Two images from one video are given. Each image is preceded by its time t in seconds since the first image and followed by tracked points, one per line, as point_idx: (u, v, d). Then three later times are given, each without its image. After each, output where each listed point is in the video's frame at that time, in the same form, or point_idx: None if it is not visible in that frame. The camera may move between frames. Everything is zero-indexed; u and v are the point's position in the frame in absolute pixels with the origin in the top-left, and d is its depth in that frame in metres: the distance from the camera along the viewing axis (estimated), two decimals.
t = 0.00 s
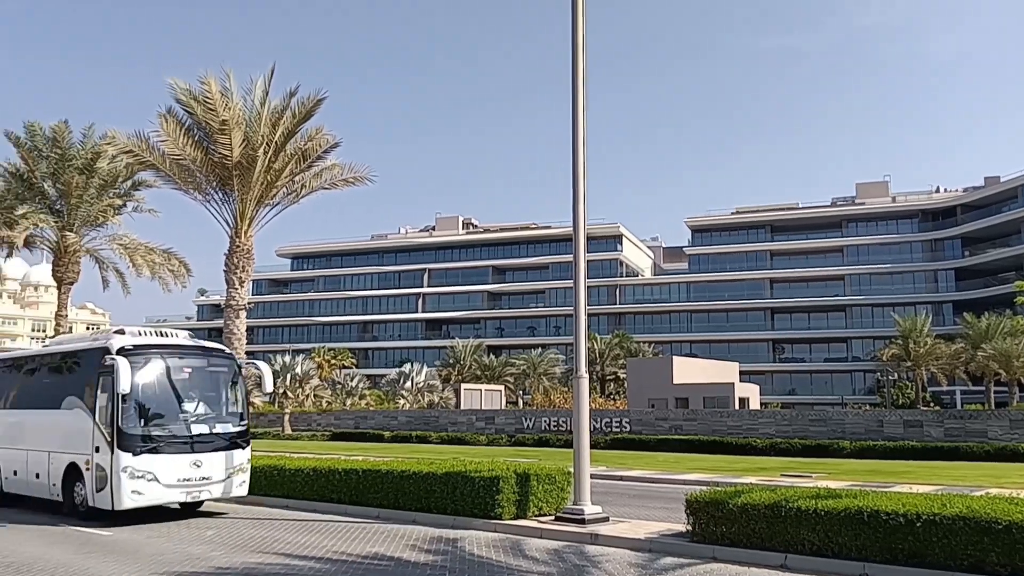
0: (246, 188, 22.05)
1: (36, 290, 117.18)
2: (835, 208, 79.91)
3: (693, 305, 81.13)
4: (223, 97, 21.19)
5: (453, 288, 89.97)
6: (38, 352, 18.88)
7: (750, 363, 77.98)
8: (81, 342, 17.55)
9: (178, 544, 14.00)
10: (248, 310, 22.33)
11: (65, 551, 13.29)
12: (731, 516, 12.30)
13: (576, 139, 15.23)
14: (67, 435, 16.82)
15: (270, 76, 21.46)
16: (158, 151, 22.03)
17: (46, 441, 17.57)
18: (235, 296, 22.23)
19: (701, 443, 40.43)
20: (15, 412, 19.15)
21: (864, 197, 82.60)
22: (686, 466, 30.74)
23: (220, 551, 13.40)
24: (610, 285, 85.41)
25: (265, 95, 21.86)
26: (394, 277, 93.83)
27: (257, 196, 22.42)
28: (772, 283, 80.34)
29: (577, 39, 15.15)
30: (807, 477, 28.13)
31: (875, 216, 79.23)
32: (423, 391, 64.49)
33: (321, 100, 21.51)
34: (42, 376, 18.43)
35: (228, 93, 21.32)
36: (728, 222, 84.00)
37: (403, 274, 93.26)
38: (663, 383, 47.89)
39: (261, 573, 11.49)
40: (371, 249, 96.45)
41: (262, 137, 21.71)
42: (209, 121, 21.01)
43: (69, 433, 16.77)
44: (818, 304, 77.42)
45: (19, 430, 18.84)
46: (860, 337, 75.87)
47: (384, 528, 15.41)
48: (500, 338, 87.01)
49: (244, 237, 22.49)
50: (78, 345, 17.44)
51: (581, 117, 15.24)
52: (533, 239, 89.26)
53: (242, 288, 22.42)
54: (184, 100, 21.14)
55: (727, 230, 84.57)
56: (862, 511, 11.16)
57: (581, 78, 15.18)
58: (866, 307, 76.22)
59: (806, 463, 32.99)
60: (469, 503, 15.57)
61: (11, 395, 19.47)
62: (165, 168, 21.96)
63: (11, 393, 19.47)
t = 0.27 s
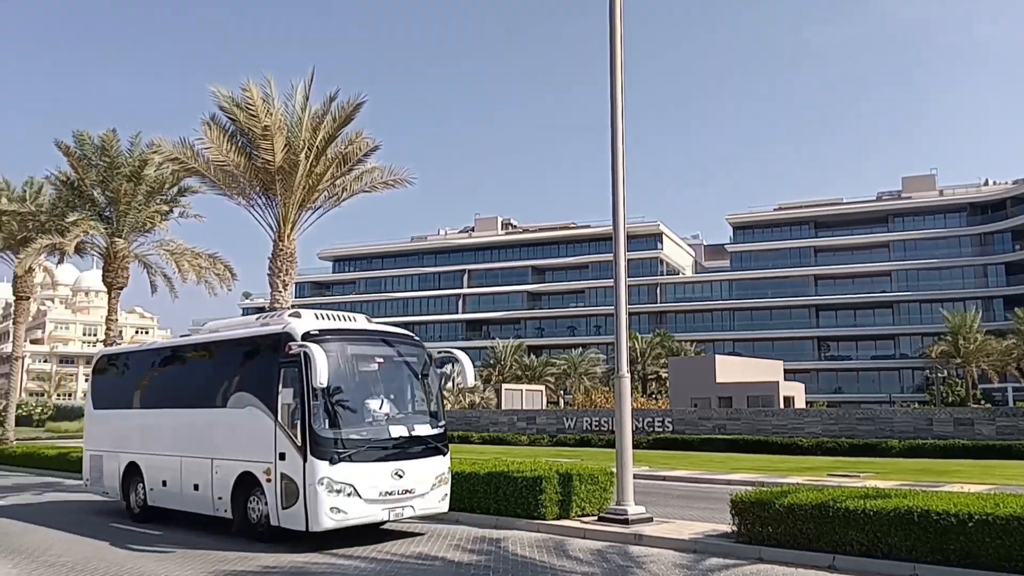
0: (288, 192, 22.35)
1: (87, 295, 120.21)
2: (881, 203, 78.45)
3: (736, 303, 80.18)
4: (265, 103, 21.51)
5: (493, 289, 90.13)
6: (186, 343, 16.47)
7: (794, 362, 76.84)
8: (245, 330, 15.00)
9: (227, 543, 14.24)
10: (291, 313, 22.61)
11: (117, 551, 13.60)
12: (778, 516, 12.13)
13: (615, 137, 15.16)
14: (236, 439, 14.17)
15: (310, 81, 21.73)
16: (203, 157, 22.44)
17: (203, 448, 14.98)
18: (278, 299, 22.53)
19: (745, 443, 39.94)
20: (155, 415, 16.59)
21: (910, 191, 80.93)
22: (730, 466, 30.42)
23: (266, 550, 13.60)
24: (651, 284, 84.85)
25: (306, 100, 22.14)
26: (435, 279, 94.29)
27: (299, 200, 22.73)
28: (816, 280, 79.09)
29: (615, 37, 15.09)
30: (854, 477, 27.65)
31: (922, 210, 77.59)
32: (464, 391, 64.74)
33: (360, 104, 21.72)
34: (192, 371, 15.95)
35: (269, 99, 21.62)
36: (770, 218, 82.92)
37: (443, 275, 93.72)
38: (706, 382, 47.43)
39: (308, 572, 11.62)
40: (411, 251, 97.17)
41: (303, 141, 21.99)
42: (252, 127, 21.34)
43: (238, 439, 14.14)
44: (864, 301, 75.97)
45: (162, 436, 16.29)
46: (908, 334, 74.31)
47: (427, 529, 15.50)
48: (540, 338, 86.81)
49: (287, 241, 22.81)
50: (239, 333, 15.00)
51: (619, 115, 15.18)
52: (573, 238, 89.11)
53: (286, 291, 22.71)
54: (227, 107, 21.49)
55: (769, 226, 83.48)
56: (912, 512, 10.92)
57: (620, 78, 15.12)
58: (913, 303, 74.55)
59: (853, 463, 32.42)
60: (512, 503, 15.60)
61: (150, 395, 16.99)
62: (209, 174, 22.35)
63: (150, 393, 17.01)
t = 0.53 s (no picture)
0: (331, 196, 22.65)
1: (138, 300, 123.36)
2: (929, 196, 76.75)
3: (780, 300, 79.00)
4: (308, 109, 21.82)
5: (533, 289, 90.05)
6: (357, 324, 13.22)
7: (841, 360, 75.44)
8: (462, 308, 11.52)
9: (276, 542, 14.45)
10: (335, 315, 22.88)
11: (170, 550, 13.89)
12: (826, 517, 11.92)
13: (655, 136, 15.04)
14: (463, 449, 10.85)
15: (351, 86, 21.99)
16: (248, 163, 22.85)
17: (413, 458, 11.59)
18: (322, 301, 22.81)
19: (792, 443, 39.34)
20: (332, 416, 13.20)
21: (960, 183, 79.04)
22: (777, 466, 29.99)
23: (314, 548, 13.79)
24: (693, 282, 84.06)
25: (347, 105, 22.41)
26: (476, 279, 94.64)
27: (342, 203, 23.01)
28: (863, 276, 77.61)
29: (654, 36, 15.02)
30: (905, 477, 27.04)
31: (972, 203, 75.70)
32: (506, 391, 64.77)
33: (400, 107, 21.90)
34: (384, 362, 12.49)
35: (312, 105, 21.93)
36: (815, 214, 81.62)
37: (483, 276, 94.00)
38: (751, 381, 46.80)
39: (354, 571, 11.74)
40: (452, 252, 97.78)
41: (345, 145, 22.26)
42: (296, 133, 21.67)
43: (469, 449, 10.75)
44: (913, 297, 74.29)
45: (348, 441, 12.83)
46: (959, 330, 72.49)
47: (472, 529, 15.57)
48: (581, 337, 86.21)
49: (330, 244, 23.11)
50: (453, 310, 11.63)
51: (660, 114, 15.05)
52: (613, 237, 88.74)
53: (329, 294, 22.97)
54: (270, 113, 21.85)
55: (813, 222, 82.19)
56: (966, 512, 10.65)
57: (660, 77, 15.02)
58: (964, 297, 72.68)
59: (905, 462, 31.71)
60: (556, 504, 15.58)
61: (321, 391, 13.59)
62: (255, 179, 22.74)
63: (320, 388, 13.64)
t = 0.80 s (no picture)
0: (374, 198, 22.86)
1: (188, 303, 126.06)
2: (981, 188, 74.85)
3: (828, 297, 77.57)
4: (350, 112, 22.00)
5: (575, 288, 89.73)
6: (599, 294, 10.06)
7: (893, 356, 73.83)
8: (899, 242, 7.37)
9: (327, 542, 14.63)
10: (379, 316, 23.07)
11: (224, 548, 14.15)
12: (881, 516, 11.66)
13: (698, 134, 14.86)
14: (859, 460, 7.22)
15: (393, 89, 22.14)
16: (293, 167, 23.15)
17: (825, 474, 7.41)
18: (366, 303, 23.02)
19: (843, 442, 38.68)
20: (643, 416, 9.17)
21: (1014, 174, 76.92)
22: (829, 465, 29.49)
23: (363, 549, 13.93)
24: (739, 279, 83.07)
25: (389, 108, 22.58)
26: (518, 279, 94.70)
27: (384, 206, 23.21)
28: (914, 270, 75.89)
29: (696, 33, 14.89)
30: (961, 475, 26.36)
31: None
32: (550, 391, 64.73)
33: (441, 109, 21.98)
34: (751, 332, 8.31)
35: (354, 108, 22.12)
36: (862, 208, 80.09)
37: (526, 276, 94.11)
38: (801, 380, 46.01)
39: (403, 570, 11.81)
40: (494, 252, 98.09)
41: (388, 148, 22.45)
42: (339, 136, 21.89)
43: (954, 459, 6.59)
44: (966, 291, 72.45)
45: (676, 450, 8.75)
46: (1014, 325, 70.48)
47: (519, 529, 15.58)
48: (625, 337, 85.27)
49: (373, 246, 23.31)
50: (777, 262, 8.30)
51: (703, 112, 14.87)
52: (656, 235, 88.14)
53: (373, 295, 23.18)
54: (314, 117, 22.11)
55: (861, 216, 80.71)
56: None
57: (702, 75, 14.87)
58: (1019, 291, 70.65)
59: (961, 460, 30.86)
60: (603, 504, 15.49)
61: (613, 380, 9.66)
62: (299, 183, 23.03)
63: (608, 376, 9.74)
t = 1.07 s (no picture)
0: (417, 201, 23.06)
1: (236, 306, 128.11)
2: None
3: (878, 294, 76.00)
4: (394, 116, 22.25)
5: (619, 288, 89.34)
6: None
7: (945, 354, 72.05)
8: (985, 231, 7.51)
9: (375, 542, 14.79)
10: (423, 317, 23.26)
11: (275, 547, 14.42)
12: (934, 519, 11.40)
13: (742, 134, 14.77)
14: None
15: (435, 92, 22.34)
16: (338, 171, 23.47)
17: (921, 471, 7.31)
18: (411, 304, 23.23)
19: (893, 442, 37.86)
20: (921, 396, 7.46)
21: None
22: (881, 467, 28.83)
23: (410, 547, 14.05)
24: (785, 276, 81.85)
25: (432, 111, 22.78)
26: (561, 279, 94.56)
27: (427, 208, 23.39)
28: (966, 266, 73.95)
29: (739, 33, 14.82)
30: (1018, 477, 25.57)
31: None
32: (593, 391, 64.61)
33: (483, 111, 22.12)
34: (987, 305, 7.28)
35: (398, 112, 22.36)
36: (912, 203, 78.34)
37: (568, 276, 93.98)
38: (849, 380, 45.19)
39: (450, 570, 11.88)
40: (537, 253, 98.15)
41: (430, 150, 22.64)
42: (383, 139, 22.15)
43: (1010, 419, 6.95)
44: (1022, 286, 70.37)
45: (1005, 426, 6.88)
46: None
47: (564, 529, 15.57)
48: (669, 336, 84.58)
49: (417, 248, 23.48)
50: None
51: (747, 112, 14.76)
52: (700, 234, 87.33)
53: (417, 296, 23.40)
54: (359, 121, 22.40)
55: (911, 212, 78.97)
56: None
57: (746, 74, 14.76)
58: None
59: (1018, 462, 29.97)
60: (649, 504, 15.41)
61: (895, 357, 7.75)
62: (344, 186, 23.35)
63: (890, 354, 7.79)
